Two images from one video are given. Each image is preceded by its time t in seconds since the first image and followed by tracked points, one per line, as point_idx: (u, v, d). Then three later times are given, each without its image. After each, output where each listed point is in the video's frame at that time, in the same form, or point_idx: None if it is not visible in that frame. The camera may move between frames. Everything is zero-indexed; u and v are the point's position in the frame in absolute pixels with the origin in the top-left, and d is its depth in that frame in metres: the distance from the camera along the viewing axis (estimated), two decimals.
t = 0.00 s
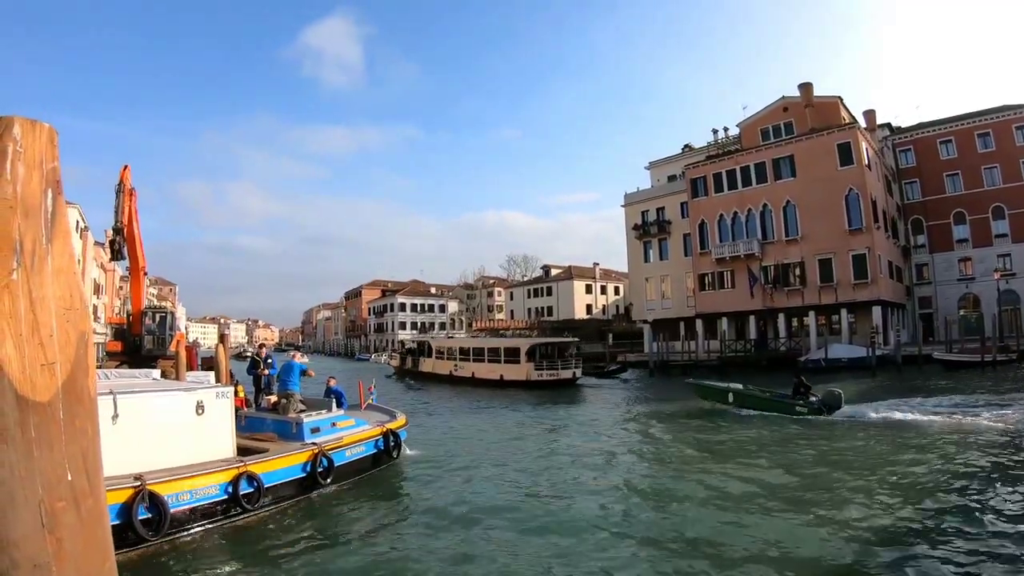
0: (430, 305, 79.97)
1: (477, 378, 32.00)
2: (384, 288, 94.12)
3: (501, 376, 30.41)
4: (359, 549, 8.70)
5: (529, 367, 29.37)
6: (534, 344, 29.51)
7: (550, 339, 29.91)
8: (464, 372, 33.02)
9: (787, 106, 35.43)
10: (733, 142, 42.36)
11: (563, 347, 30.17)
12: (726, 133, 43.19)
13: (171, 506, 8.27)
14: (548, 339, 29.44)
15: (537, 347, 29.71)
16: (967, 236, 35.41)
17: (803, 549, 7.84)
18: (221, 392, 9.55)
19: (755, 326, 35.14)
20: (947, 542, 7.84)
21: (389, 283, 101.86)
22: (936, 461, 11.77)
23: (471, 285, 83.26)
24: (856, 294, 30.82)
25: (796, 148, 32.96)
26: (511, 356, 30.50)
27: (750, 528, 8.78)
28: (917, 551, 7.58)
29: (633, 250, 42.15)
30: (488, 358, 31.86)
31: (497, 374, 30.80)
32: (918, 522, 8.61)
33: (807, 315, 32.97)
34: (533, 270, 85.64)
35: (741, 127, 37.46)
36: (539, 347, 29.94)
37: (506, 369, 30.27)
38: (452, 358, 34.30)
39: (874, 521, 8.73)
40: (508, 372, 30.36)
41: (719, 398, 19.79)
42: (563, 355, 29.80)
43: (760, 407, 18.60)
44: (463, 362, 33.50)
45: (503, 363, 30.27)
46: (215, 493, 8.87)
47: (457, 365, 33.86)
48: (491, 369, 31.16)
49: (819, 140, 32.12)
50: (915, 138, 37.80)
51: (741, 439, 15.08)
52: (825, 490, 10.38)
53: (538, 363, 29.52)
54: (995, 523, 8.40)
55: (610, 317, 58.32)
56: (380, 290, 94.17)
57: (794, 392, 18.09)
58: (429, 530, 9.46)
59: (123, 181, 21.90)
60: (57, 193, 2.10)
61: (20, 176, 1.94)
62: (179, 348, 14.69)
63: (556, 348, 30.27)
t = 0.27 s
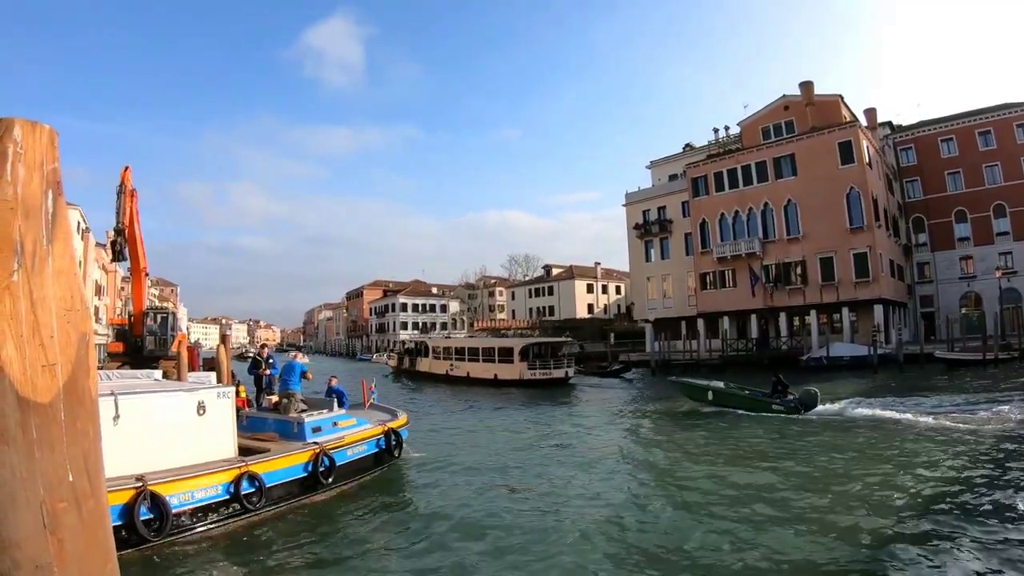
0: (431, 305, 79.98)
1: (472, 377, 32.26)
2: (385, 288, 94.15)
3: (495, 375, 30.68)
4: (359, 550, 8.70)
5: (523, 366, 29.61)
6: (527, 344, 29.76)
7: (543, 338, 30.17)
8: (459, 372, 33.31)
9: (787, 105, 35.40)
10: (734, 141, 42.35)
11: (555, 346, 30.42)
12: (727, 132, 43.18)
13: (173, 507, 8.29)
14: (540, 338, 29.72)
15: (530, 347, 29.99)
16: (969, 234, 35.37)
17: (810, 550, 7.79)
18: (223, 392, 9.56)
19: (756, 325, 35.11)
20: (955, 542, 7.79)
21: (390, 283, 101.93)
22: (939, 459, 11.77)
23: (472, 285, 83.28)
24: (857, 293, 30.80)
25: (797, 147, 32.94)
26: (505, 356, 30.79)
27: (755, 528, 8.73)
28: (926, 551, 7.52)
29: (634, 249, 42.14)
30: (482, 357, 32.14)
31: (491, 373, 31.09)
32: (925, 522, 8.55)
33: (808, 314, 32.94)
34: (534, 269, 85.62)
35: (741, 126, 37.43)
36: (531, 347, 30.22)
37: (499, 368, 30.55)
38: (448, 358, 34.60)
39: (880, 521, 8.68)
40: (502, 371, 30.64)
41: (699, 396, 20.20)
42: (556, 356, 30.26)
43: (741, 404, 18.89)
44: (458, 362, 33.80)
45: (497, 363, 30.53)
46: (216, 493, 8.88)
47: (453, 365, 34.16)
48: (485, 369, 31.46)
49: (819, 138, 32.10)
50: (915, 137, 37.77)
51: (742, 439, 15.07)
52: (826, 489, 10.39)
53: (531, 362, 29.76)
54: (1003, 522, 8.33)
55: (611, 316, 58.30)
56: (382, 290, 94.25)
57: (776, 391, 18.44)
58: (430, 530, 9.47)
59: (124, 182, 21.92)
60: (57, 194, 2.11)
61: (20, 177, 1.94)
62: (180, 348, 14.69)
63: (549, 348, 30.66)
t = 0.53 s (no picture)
0: (431, 305, 79.96)
1: (467, 376, 32.56)
2: (385, 288, 94.13)
3: (488, 374, 30.99)
4: (359, 550, 8.69)
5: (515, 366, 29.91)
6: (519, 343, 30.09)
7: (535, 338, 30.51)
8: (454, 372, 33.66)
9: (787, 104, 35.39)
10: (734, 141, 42.35)
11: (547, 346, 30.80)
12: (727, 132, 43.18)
13: (173, 508, 8.28)
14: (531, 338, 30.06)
15: (522, 347, 30.34)
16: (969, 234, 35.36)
17: (816, 552, 7.73)
18: (223, 393, 9.55)
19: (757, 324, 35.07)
20: (957, 542, 7.78)
21: (391, 283, 101.94)
22: (939, 459, 11.79)
23: (472, 285, 83.30)
24: (858, 293, 30.79)
25: (797, 146, 32.94)
26: (498, 356, 31.14)
27: (759, 530, 8.66)
28: (934, 554, 7.47)
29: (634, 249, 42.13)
30: (477, 357, 32.46)
31: (484, 373, 31.43)
32: (931, 523, 8.50)
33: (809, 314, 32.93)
34: (535, 269, 85.59)
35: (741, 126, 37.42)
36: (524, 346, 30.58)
37: (492, 368, 30.90)
38: (442, 357, 34.98)
39: (886, 523, 8.62)
40: (495, 370, 30.98)
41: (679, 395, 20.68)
42: (548, 355, 30.51)
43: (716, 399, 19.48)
44: (453, 361, 34.14)
45: (490, 363, 30.82)
46: (216, 494, 8.88)
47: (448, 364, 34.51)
48: (479, 368, 31.79)
49: (819, 138, 32.09)
50: (916, 136, 37.76)
51: (742, 439, 15.06)
52: (826, 489, 10.41)
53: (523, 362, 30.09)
54: (1009, 523, 8.30)
55: (612, 316, 58.29)
56: (382, 290, 94.28)
57: (752, 389, 19.05)
58: (430, 530, 9.44)
59: (124, 183, 21.95)
60: (57, 195, 2.11)
61: (21, 177, 1.94)
62: (181, 348, 14.69)
63: (541, 348, 30.95)
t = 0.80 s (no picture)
0: (431, 305, 79.96)
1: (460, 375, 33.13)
2: (384, 288, 94.14)
3: (480, 373, 31.61)
4: (359, 551, 8.68)
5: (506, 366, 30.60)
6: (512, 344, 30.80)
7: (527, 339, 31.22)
8: (447, 371, 34.24)
9: (787, 104, 35.39)
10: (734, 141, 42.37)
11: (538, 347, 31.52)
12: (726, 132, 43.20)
13: (171, 510, 8.28)
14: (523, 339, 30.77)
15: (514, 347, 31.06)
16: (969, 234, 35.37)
17: (812, 551, 7.78)
18: (222, 394, 9.55)
19: (756, 324, 35.09)
20: (952, 541, 7.82)
21: (390, 283, 101.94)
22: (937, 459, 11.81)
23: (472, 285, 83.35)
24: (857, 293, 30.81)
25: (797, 146, 32.95)
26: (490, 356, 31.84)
27: (761, 531, 8.63)
28: (933, 554, 7.46)
29: (634, 249, 42.13)
30: (470, 357, 33.06)
31: (476, 372, 32.10)
32: (935, 524, 8.47)
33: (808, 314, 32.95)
34: (534, 269, 85.61)
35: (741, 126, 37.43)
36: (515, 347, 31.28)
37: (484, 367, 31.58)
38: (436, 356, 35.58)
39: (889, 524, 8.58)
40: (487, 370, 31.65)
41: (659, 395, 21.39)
42: (539, 355, 31.26)
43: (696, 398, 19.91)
44: (447, 361, 34.70)
45: (482, 362, 31.49)
46: (216, 495, 8.88)
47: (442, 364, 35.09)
48: (471, 368, 32.44)
49: (819, 138, 32.10)
50: (915, 136, 37.78)
51: (742, 439, 15.06)
52: (824, 489, 10.44)
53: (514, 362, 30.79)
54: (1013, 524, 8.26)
55: (611, 316, 58.33)
56: (381, 290, 94.31)
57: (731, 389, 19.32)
58: (429, 531, 9.44)
59: (124, 182, 21.94)
60: (56, 195, 2.10)
61: (21, 177, 1.94)
62: (181, 348, 14.68)
63: (532, 348, 31.70)
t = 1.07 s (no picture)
0: (428, 305, 79.91)
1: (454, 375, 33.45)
2: (383, 287, 94.11)
3: (472, 373, 32.09)
4: (356, 551, 8.66)
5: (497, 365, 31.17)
6: (503, 343, 31.36)
7: (518, 339, 31.78)
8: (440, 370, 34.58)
9: (785, 105, 35.42)
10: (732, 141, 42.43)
11: (529, 347, 32.11)
12: (724, 132, 43.25)
13: (168, 511, 8.26)
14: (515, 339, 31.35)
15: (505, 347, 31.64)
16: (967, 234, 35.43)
17: (804, 549, 7.84)
18: (220, 394, 9.53)
19: (754, 324, 35.12)
20: (943, 540, 7.87)
21: (388, 283, 101.90)
22: (932, 458, 11.86)
23: (470, 285, 83.33)
24: (855, 293, 30.85)
25: (794, 146, 33.00)
26: (481, 355, 32.41)
27: (762, 531, 8.60)
28: (925, 551, 7.51)
29: (632, 249, 42.13)
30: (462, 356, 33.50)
31: (468, 371, 32.58)
32: (936, 524, 8.43)
33: (806, 314, 33.00)
34: (532, 269, 85.63)
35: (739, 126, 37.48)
36: (507, 347, 31.85)
37: (476, 367, 32.10)
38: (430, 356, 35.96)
39: (890, 524, 8.55)
40: (479, 369, 32.16)
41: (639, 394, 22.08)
42: (529, 355, 31.94)
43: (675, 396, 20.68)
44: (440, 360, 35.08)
45: (474, 362, 32.03)
46: (213, 495, 8.88)
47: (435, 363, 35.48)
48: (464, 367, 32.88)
49: (817, 138, 32.15)
50: (913, 137, 37.85)
51: (740, 439, 15.07)
52: (819, 488, 10.49)
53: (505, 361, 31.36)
54: (1013, 524, 8.24)
55: (609, 316, 58.34)
56: (379, 289, 94.30)
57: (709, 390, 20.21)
58: (427, 531, 9.43)
59: (122, 181, 21.88)
60: (54, 194, 2.09)
61: (17, 176, 1.93)
62: (178, 347, 14.62)
63: (523, 348, 32.28)
